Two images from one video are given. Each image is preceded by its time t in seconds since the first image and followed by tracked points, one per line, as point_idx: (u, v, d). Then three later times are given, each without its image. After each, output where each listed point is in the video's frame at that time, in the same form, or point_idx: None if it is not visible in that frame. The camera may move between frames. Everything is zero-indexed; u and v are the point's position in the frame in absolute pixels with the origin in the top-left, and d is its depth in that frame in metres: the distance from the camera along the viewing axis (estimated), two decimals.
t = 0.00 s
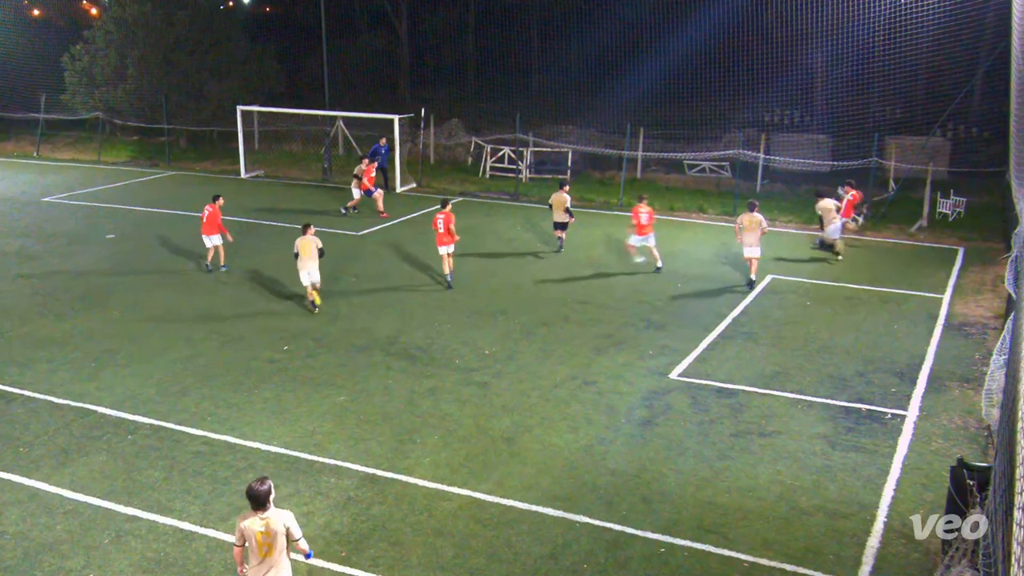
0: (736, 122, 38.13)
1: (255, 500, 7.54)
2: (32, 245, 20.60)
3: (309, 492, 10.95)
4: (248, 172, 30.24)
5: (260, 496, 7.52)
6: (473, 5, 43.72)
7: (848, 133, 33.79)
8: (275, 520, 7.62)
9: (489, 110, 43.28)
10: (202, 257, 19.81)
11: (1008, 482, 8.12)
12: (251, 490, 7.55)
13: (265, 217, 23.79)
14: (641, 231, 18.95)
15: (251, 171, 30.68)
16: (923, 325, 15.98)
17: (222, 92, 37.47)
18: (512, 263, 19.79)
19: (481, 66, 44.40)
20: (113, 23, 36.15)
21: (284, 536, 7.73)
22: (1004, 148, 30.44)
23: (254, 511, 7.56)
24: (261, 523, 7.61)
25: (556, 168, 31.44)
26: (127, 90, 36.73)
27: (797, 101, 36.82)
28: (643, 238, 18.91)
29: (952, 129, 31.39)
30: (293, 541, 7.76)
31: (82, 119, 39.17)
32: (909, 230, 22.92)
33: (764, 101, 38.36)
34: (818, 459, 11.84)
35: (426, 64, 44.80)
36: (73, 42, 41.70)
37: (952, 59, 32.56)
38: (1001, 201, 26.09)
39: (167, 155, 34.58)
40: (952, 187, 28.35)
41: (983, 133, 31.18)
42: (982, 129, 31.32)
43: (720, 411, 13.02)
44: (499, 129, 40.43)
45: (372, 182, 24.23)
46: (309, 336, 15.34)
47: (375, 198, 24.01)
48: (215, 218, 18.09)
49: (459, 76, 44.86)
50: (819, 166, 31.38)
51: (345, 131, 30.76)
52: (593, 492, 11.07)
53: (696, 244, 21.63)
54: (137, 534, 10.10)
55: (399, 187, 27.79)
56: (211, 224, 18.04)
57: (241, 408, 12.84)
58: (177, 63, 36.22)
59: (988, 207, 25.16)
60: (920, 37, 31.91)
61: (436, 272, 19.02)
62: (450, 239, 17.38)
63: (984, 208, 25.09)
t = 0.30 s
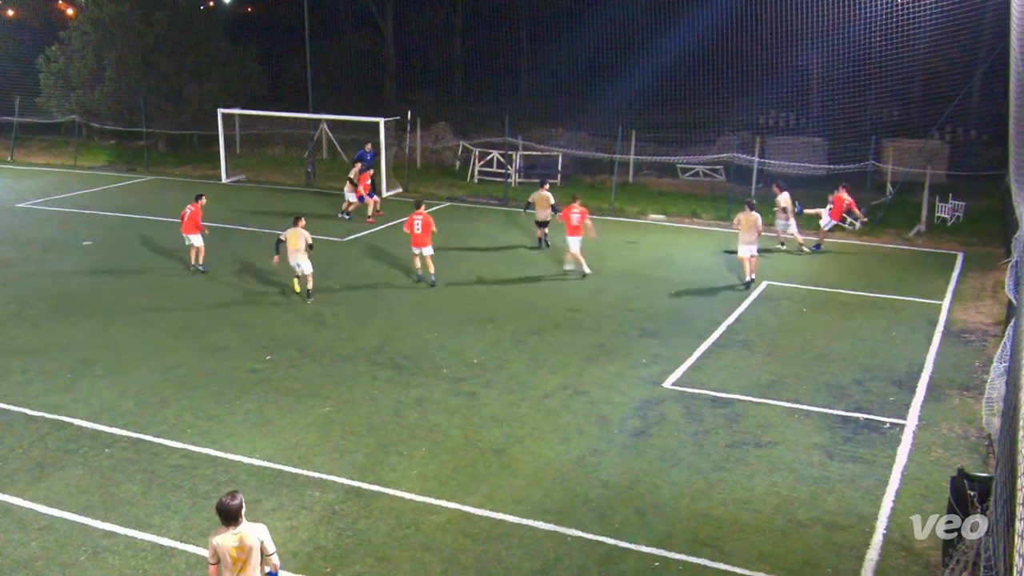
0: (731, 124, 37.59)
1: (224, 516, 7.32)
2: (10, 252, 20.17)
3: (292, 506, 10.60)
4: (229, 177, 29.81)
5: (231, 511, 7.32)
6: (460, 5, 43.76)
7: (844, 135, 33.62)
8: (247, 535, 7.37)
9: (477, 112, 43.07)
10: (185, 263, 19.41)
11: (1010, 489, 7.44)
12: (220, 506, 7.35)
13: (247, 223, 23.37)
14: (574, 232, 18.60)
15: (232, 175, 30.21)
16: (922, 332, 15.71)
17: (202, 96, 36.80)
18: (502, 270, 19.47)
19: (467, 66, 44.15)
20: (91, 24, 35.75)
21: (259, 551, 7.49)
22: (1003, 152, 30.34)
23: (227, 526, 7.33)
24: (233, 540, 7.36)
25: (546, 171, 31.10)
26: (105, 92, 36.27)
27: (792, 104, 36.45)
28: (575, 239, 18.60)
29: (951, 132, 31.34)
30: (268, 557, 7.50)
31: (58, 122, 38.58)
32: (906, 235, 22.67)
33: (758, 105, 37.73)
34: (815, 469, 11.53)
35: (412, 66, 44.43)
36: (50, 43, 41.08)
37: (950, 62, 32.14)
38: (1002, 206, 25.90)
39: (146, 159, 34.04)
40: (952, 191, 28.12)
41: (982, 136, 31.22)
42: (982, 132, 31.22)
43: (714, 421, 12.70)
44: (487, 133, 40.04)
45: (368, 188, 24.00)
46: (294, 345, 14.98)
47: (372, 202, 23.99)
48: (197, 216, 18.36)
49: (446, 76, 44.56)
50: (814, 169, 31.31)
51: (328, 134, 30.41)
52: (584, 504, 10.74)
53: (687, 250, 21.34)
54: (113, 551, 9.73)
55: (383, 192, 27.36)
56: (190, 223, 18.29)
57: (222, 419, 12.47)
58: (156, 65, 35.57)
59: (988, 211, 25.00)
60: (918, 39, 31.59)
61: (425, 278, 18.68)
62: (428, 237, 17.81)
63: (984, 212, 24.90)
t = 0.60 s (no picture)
0: (726, 127, 37.40)
1: (205, 527, 7.07)
2: None
3: (278, 518, 10.33)
4: (214, 180, 29.48)
5: (213, 522, 7.07)
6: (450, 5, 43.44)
7: (841, 137, 33.57)
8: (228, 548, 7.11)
9: (467, 114, 42.79)
10: (172, 269, 19.11)
11: (1012, 497, 6.84)
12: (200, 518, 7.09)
13: (233, 227, 23.05)
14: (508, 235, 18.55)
15: (216, 178, 29.84)
16: (921, 337, 15.51)
17: (186, 98, 36.38)
18: (495, 275, 19.21)
19: (457, 66, 44.14)
20: (71, 24, 35.35)
21: (241, 564, 7.22)
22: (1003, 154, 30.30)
23: (207, 538, 7.07)
24: (214, 553, 7.09)
25: (539, 174, 30.83)
26: (86, 95, 35.95)
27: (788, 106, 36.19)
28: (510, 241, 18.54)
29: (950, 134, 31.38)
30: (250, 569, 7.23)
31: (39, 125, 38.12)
32: (905, 239, 22.48)
33: (754, 107, 37.40)
34: (813, 478, 11.29)
35: (400, 67, 44.44)
36: (31, 45, 40.62)
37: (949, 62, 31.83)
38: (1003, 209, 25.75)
39: (131, 162, 33.70)
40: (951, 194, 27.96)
41: (981, 137, 31.21)
42: (981, 134, 31.22)
43: (710, 429, 12.46)
44: (478, 135, 39.82)
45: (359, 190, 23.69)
46: (281, 352, 14.71)
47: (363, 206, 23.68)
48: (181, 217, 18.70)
49: (435, 77, 44.49)
50: (812, 172, 31.18)
51: (317, 137, 30.11)
52: (578, 514, 10.50)
53: (681, 255, 21.10)
54: (93, 565, 9.44)
55: (373, 196, 27.05)
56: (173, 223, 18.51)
57: (207, 429, 12.20)
58: (139, 66, 35.30)
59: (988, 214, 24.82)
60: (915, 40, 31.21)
61: (416, 284, 18.43)
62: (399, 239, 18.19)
63: (984, 216, 24.74)
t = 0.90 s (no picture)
0: (723, 128, 37.30)
1: (188, 537, 6.87)
2: None
3: (267, 526, 10.13)
4: (202, 184, 29.23)
5: (198, 532, 6.86)
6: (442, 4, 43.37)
7: (839, 139, 33.47)
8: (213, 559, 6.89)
9: (459, 116, 42.49)
10: (161, 274, 18.91)
11: (1013, 501, 6.37)
12: (183, 528, 6.90)
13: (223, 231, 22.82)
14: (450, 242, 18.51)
15: (205, 182, 29.59)
16: (920, 342, 15.35)
17: (173, 100, 35.89)
18: (489, 279, 19.02)
19: (448, 67, 43.94)
20: (56, 25, 35.08)
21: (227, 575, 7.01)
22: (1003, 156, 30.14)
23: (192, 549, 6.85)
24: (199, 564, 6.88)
25: (533, 177, 30.65)
26: (72, 95, 35.77)
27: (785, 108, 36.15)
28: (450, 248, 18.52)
29: (949, 137, 31.25)
30: None
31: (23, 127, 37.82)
32: (905, 241, 22.34)
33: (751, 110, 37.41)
34: (811, 485, 11.11)
35: (391, 67, 44.33)
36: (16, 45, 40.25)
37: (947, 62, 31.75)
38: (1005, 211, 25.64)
39: (119, 165, 33.42)
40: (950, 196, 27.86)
41: (980, 139, 30.99)
42: (981, 136, 31.03)
43: (707, 435, 12.28)
44: (471, 137, 39.62)
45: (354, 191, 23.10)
46: (272, 358, 14.52)
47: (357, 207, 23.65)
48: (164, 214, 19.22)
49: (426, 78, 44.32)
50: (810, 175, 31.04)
51: (307, 140, 29.89)
52: (573, 522, 10.31)
53: (677, 258, 20.93)
54: None
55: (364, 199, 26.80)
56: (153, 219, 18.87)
57: (195, 437, 11.99)
58: (125, 68, 34.97)
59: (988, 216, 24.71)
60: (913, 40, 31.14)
61: (410, 289, 18.24)
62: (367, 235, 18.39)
63: (984, 219, 24.59)
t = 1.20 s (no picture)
0: (720, 130, 37.13)
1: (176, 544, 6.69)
2: None
3: (259, 533, 9.98)
4: (192, 185, 29.02)
5: (185, 539, 6.69)
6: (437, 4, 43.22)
7: (837, 140, 33.35)
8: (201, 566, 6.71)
9: (453, 117, 42.40)
10: (153, 277, 18.75)
11: (1013, 506, 6.11)
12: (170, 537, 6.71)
13: (215, 234, 22.63)
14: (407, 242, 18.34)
15: (196, 184, 29.39)
16: (920, 346, 15.23)
17: (164, 100, 35.55)
18: (485, 282, 18.88)
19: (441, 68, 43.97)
20: (45, 25, 34.92)
21: None
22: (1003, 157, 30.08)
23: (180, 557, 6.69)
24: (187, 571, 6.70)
25: (528, 179, 30.46)
26: (60, 97, 35.76)
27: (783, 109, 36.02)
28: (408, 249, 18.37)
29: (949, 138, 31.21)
30: None
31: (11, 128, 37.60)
32: (904, 244, 22.23)
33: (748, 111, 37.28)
34: (809, 490, 10.97)
35: (385, 68, 44.20)
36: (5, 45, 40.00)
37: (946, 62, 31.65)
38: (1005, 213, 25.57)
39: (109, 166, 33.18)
40: (949, 198, 27.79)
41: (979, 141, 31.03)
42: (982, 137, 31.01)
43: (705, 440, 12.15)
44: (465, 139, 39.50)
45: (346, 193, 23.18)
46: (264, 362, 14.37)
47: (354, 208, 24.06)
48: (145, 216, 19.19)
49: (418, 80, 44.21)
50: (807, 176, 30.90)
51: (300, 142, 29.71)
52: (568, 528, 10.17)
53: (674, 261, 20.79)
54: None
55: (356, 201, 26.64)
56: (137, 221, 18.78)
57: (186, 442, 11.84)
58: (114, 68, 34.70)
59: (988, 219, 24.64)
60: (911, 41, 31.03)
61: (405, 292, 18.10)
62: (339, 233, 18.62)
63: (984, 221, 24.51)
